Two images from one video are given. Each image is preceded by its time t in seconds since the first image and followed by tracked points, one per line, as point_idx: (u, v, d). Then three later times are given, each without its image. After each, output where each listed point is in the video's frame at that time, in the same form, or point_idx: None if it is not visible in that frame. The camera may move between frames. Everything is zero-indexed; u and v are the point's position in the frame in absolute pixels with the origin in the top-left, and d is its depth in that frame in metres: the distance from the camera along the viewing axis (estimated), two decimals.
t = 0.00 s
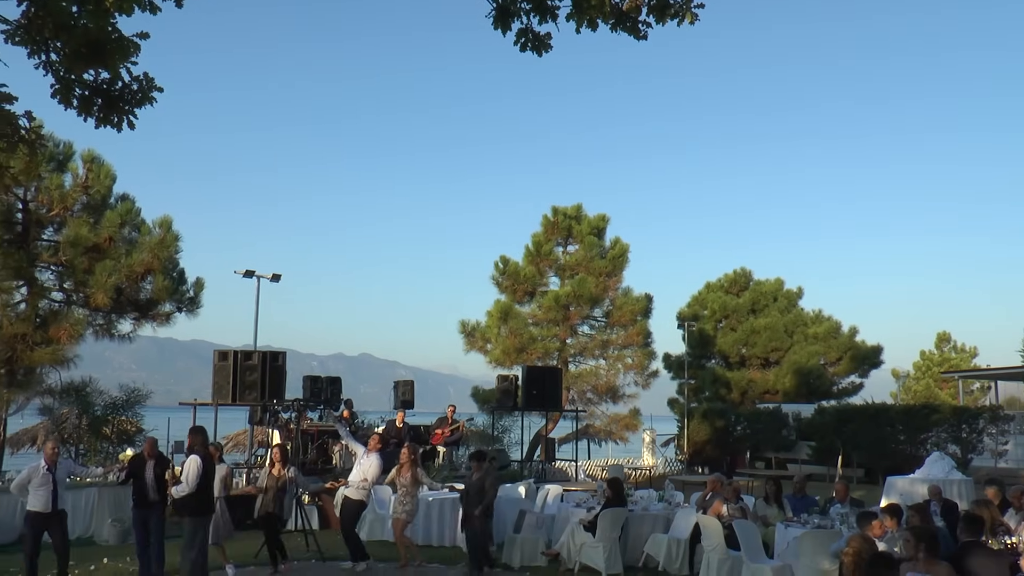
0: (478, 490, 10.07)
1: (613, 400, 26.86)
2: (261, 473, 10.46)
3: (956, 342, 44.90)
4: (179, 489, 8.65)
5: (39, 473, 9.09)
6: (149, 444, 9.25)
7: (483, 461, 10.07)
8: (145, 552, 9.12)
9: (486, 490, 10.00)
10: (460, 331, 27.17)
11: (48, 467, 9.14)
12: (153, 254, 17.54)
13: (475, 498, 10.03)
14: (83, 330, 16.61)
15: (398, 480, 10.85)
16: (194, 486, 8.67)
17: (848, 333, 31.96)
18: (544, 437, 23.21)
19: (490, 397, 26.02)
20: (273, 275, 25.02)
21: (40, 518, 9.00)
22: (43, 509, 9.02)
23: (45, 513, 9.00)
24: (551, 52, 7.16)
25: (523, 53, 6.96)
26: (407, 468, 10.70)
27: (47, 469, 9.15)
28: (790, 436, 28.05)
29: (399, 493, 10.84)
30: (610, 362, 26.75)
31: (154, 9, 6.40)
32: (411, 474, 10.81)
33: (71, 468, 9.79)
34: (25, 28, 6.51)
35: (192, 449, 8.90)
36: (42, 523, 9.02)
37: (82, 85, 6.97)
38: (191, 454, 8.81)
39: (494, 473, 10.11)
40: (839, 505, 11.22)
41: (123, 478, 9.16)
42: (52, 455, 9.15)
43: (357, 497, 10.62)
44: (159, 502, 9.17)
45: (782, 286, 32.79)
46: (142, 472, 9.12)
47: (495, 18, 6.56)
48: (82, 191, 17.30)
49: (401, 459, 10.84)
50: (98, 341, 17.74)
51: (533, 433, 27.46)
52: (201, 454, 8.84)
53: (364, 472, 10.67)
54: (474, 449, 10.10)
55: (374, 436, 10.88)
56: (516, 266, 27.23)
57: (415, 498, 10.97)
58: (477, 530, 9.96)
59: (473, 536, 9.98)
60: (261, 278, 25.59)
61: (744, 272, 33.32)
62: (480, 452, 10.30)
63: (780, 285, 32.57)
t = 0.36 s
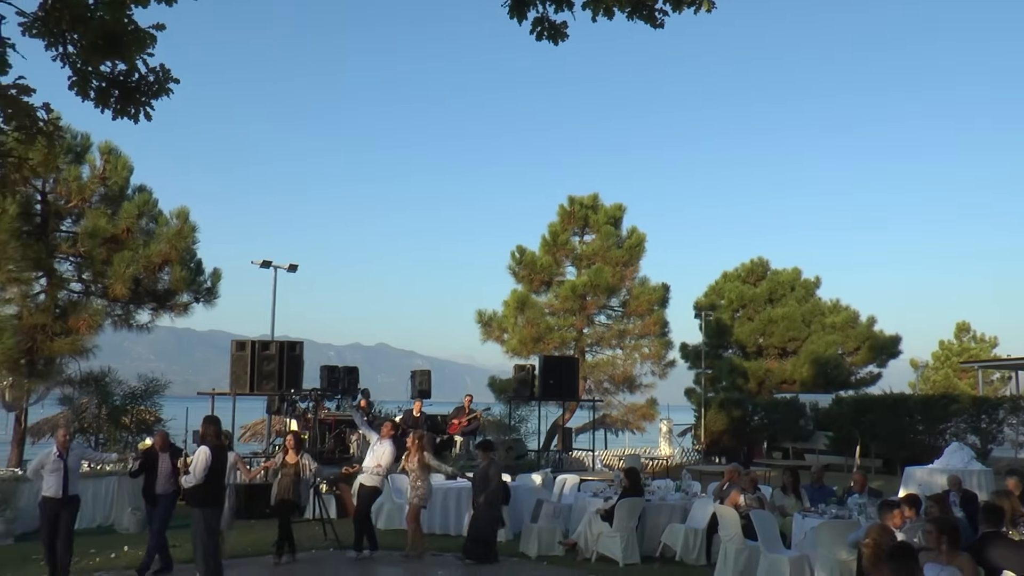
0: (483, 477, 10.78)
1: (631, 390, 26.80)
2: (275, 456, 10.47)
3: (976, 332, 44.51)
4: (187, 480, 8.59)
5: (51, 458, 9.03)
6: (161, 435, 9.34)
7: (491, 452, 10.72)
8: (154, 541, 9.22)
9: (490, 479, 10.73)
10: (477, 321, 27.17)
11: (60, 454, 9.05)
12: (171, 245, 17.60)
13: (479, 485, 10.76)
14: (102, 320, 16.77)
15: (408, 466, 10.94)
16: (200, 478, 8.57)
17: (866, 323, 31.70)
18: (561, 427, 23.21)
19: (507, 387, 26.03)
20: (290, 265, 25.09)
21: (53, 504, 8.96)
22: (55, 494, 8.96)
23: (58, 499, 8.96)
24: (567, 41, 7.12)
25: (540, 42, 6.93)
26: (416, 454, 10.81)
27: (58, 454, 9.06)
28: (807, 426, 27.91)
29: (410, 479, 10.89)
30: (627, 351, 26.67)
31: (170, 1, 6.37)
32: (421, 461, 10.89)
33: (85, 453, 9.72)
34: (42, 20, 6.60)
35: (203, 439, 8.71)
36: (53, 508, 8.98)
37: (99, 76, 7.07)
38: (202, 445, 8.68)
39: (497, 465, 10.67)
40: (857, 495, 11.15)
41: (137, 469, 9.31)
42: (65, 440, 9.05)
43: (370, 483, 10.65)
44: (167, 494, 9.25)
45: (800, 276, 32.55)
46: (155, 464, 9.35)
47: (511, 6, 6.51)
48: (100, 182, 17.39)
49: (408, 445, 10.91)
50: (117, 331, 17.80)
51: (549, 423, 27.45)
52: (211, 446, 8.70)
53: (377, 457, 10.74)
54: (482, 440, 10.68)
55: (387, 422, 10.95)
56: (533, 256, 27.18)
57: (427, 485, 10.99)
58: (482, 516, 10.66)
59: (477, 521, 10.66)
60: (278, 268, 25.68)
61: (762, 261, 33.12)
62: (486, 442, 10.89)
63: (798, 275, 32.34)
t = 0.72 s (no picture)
0: (502, 463, 10.85)
1: (666, 375, 26.67)
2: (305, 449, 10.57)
3: (1016, 318, 43.75)
4: (220, 465, 8.69)
5: (90, 445, 9.11)
6: (190, 421, 9.45)
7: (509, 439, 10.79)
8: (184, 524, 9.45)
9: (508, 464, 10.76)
10: (512, 307, 27.14)
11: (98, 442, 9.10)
12: (208, 232, 17.60)
13: (499, 473, 10.82)
14: (142, 307, 17.04)
15: (435, 456, 10.97)
16: (232, 463, 8.64)
17: (903, 309, 31.25)
18: (596, 413, 23.18)
19: (542, 372, 26.05)
20: (326, 252, 25.23)
21: (91, 490, 9.05)
22: (91, 480, 9.04)
23: (95, 486, 9.04)
24: (602, 25, 7.07)
25: (575, 27, 6.89)
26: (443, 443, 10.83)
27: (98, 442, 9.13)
28: (843, 414, 27.62)
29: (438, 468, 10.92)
30: (662, 337, 26.54)
31: None
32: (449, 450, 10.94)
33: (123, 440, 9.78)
34: (83, 12, 7.04)
35: (236, 425, 8.79)
36: (89, 493, 9.07)
37: (138, 66, 7.42)
38: (234, 431, 8.74)
39: (516, 451, 10.80)
40: (895, 483, 11.00)
41: (169, 456, 9.40)
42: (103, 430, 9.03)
43: (402, 471, 10.66)
44: (197, 479, 9.37)
45: (836, 262, 32.15)
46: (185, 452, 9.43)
47: None
48: (138, 171, 17.53)
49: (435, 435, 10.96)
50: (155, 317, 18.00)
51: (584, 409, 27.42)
52: (242, 432, 8.75)
53: (407, 445, 10.78)
54: (501, 427, 10.79)
55: (418, 410, 10.95)
56: (568, 242, 27.08)
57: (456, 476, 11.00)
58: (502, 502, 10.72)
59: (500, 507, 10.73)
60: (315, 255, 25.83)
61: (797, 247, 32.76)
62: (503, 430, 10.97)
63: (834, 261, 31.95)
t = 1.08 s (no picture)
0: (517, 446, 10.87)
1: (694, 360, 26.58)
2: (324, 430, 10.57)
3: None
4: (245, 450, 8.74)
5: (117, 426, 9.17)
6: (215, 403, 9.47)
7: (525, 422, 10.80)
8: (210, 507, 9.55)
9: (524, 447, 10.78)
10: (540, 291, 27.11)
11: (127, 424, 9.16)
12: (237, 217, 17.68)
13: (515, 456, 10.85)
14: (172, 292, 17.10)
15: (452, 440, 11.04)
16: (259, 448, 8.73)
17: (934, 294, 30.85)
18: (623, 397, 23.15)
19: (570, 357, 26.02)
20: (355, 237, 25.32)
21: (115, 471, 9.10)
22: (114, 462, 9.08)
23: (119, 467, 9.08)
24: (632, 8, 7.00)
25: (605, 10, 6.83)
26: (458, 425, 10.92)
27: (125, 424, 9.19)
28: (872, 399, 27.38)
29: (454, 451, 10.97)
30: (690, 322, 26.41)
31: None
32: (466, 434, 11.02)
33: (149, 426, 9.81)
34: None
35: (260, 409, 8.79)
36: (112, 475, 9.13)
37: (167, 53, 7.47)
38: (259, 415, 8.77)
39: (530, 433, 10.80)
40: (925, 469, 10.89)
41: (196, 440, 9.43)
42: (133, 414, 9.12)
43: (420, 453, 10.73)
44: (225, 462, 9.47)
45: (866, 246, 31.77)
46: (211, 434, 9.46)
47: None
48: (168, 157, 17.64)
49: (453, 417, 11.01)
50: (186, 301, 18.15)
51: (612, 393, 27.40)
52: (268, 416, 8.79)
53: (428, 429, 10.78)
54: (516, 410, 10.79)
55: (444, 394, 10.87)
56: (596, 226, 26.97)
57: (472, 459, 11.07)
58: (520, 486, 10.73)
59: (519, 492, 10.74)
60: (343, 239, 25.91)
61: (827, 231, 32.42)
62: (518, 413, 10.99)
63: (864, 245, 31.56)
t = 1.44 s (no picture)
0: (531, 429, 10.87)
1: (715, 342, 26.51)
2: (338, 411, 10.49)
3: None
4: (256, 430, 8.72)
5: (138, 408, 9.14)
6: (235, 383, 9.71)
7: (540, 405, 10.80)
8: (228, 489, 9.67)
9: (539, 429, 10.79)
10: (561, 273, 27.08)
11: (148, 405, 9.17)
12: (258, 199, 17.62)
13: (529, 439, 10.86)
14: (194, 273, 17.19)
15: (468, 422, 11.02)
16: (272, 427, 8.72)
17: (958, 275, 30.52)
18: (645, 378, 23.15)
19: (591, 338, 26.00)
20: (375, 218, 25.34)
21: (135, 453, 9.08)
22: (136, 444, 9.07)
23: (140, 449, 9.07)
24: None
25: None
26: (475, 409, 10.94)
27: (147, 406, 9.19)
28: (894, 380, 27.18)
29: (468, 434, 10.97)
30: (712, 303, 26.31)
31: None
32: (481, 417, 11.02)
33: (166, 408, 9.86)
34: None
35: (267, 391, 8.91)
36: (132, 456, 9.12)
37: (188, 35, 7.49)
38: (266, 395, 8.87)
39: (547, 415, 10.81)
40: (947, 452, 10.81)
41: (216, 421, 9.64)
42: (155, 395, 9.15)
43: (435, 435, 10.75)
44: (244, 443, 9.68)
45: (888, 226, 31.44)
46: (231, 413, 9.68)
47: None
48: (189, 139, 17.69)
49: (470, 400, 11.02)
50: (208, 283, 18.23)
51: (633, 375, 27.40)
52: (275, 396, 8.87)
53: (443, 410, 10.80)
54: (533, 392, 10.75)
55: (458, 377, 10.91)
56: (617, 207, 26.87)
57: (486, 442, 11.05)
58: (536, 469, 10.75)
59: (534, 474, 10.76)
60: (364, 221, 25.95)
61: (849, 212, 32.14)
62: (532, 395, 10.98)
63: (887, 225, 31.23)
